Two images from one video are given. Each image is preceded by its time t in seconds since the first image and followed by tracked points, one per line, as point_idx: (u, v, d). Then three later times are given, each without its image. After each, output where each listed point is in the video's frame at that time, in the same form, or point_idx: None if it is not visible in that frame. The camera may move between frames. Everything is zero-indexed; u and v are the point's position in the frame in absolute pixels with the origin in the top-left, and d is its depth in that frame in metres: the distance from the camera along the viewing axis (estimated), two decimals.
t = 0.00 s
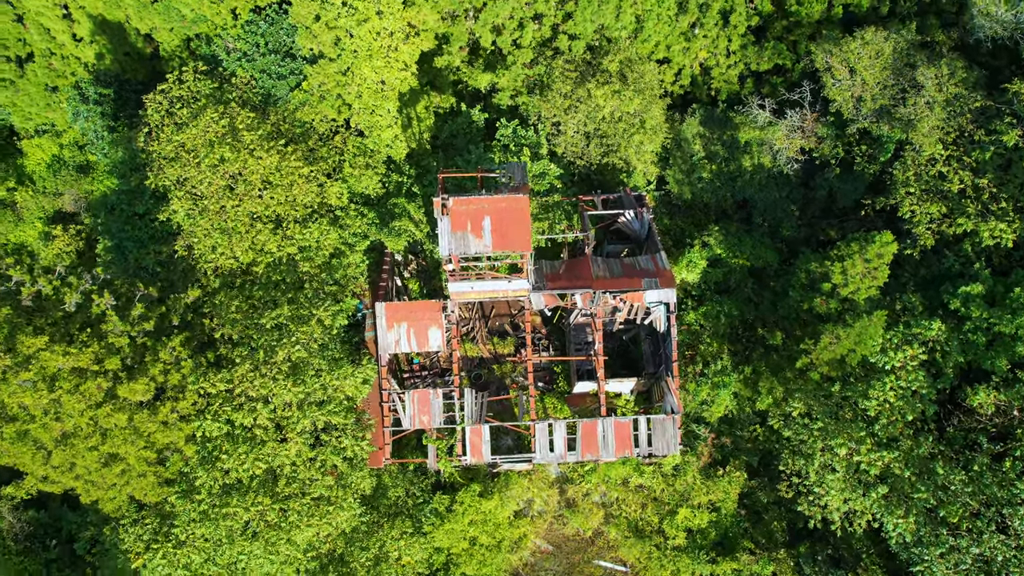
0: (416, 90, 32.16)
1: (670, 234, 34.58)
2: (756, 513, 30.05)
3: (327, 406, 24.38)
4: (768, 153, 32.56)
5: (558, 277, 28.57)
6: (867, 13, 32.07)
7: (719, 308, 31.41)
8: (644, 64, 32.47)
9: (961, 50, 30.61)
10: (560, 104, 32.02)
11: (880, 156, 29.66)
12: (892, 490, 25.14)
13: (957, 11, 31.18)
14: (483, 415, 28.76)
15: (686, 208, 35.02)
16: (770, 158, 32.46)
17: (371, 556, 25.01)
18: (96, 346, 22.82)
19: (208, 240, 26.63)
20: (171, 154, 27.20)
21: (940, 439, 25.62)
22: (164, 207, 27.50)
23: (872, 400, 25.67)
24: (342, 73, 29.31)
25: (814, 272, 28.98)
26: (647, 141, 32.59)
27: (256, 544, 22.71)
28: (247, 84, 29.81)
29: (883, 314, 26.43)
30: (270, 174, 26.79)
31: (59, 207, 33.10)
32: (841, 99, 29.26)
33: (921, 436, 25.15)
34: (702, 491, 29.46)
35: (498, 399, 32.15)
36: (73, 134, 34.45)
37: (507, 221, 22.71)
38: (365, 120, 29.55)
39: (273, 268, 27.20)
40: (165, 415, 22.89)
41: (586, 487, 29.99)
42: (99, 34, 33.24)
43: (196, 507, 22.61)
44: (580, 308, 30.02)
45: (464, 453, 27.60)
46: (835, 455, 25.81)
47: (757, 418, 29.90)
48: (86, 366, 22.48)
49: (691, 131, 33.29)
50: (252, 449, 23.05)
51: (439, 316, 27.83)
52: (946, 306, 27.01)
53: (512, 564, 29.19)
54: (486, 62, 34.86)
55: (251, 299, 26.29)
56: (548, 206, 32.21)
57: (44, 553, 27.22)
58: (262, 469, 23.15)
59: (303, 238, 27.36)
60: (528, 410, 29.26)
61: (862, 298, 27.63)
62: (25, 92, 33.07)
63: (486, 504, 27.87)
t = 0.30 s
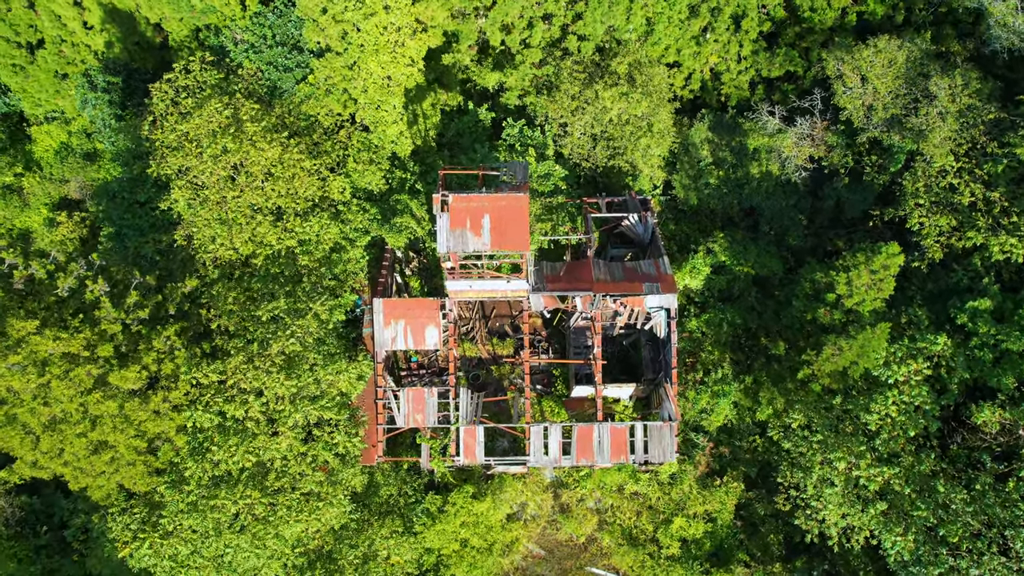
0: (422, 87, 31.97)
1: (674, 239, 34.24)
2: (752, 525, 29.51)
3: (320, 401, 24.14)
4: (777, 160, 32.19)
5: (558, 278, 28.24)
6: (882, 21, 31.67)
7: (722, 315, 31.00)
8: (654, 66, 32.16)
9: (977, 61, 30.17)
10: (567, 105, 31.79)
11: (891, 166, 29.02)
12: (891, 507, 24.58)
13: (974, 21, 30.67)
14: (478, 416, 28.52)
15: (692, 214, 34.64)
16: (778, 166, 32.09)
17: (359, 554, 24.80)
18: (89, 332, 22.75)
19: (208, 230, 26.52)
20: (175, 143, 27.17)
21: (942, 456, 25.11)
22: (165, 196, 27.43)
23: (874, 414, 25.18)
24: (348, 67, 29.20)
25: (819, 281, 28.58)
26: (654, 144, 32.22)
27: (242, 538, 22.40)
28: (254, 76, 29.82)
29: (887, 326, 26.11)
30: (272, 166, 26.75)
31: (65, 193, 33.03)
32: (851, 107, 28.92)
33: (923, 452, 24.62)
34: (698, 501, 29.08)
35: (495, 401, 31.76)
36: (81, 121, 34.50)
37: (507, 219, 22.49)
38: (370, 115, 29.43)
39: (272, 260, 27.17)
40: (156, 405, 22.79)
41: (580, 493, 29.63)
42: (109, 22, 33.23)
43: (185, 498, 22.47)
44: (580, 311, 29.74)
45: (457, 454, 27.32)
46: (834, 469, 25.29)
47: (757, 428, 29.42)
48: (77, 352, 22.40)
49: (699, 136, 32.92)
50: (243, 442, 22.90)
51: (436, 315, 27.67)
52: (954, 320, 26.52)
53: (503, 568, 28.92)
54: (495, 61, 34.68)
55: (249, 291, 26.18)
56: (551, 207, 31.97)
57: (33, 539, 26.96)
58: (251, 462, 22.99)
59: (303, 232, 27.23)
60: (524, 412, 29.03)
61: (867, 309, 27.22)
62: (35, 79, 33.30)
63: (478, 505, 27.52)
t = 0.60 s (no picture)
0: (429, 84, 31.79)
1: (678, 245, 33.88)
2: (749, 538, 28.99)
3: (313, 395, 23.92)
4: (785, 168, 31.64)
5: (558, 280, 27.94)
6: (896, 30, 31.24)
7: (724, 323, 30.59)
8: (663, 70, 31.82)
9: (992, 73, 29.71)
10: (575, 106, 31.53)
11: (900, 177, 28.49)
12: (890, 524, 24.02)
13: (990, 32, 30.22)
14: (473, 416, 28.23)
15: (697, 220, 34.29)
16: (786, 174, 31.68)
17: (348, 552, 24.52)
18: (81, 318, 22.70)
19: (208, 221, 26.49)
20: (178, 133, 27.12)
21: (945, 474, 24.72)
22: (167, 185, 27.39)
23: (875, 429, 24.74)
24: (355, 62, 29.01)
25: (824, 292, 28.13)
26: (660, 148, 31.88)
27: (229, 531, 22.26)
28: (260, 68, 29.79)
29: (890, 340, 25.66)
30: (275, 158, 26.70)
31: (72, 181, 33.05)
32: (862, 116, 28.31)
33: (925, 469, 24.14)
34: (693, 511, 28.59)
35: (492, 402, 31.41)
36: (90, 110, 34.55)
37: (506, 218, 22.24)
38: (375, 111, 29.32)
39: (272, 253, 27.11)
40: (148, 394, 22.64)
41: (575, 498, 29.29)
42: (119, 11, 33.24)
43: (174, 488, 22.32)
44: (580, 315, 29.43)
45: (450, 454, 27.03)
46: (832, 483, 24.87)
47: (757, 439, 28.83)
48: (69, 338, 22.33)
49: (707, 142, 32.56)
50: (234, 434, 22.73)
51: (434, 313, 27.39)
52: (960, 336, 26.03)
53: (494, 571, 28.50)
54: (503, 60, 34.49)
55: (247, 283, 26.07)
56: (555, 209, 31.66)
57: (25, 525, 26.79)
58: (242, 455, 22.84)
59: (303, 225, 27.09)
60: (520, 414, 28.69)
61: (872, 322, 26.76)
62: (46, 66, 33.19)
63: (471, 508, 27.22)
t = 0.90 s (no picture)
0: (436, 81, 31.60)
1: (683, 251, 33.52)
2: (744, 549, 28.48)
3: (306, 390, 23.72)
4: (792, 176, 31.33)
5: (559, 283, 27.65)
6: (911, 39, 30.79)
7: (726, 331, 30.21)
8: (672, 73, 31.49)
9: (1008, 85, 29.19)
10: (582, 108, 31.26)
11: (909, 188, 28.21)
12: (888, 541, 23.55)
13: (1007, 43, 29.72)
14: (468, 416, 27.96)
15: (702, 226, 33.94)
16: (794, 182, 31.31)
17: (336, 549, 24.29)
18: (75, 304, 22.73)
19: (208, 212, 26.44)
20: (182, 123, 27.10)
21: (946, 492, 24.14)
22: (169, 174, 27.37)
23: (876, 443, 24.26)
24: (362, 56, 29.02)
25: (828, 302, 27.73)
26: (667, 153, 31.54)
27: (217, 524, 22.14)
28: (267, 60, 29.76)
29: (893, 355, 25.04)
30: (278, 150, 26.62)
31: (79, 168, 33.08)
32: (872, 125, 28.02)
33: (925, 487, 23.65)
34: (689, 520, 28.05)
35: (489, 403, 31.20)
36: (100, 98, 34.40)
37: (506, 217, 21.99)
38: (381, 106, 29.19)
39: (271, 245, 26.97)
40: (140, 382, 22.59)
41: (569, 503, 28.91)
42: None
43: (163, 479, 22.20)
44: (580, 318, 29.11)
45: (444, 454, 26.78)
46: (830, 497, 24.39)
47: (756, 450, 28.30)
48: (62, 324, 22.36)
49: (715, 147, 32.19)
50: (225, 426, 22.58)
51: (432, 311, 27.12)
52: (967, 351, 25.55)
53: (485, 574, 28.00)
54: (512, 60, 34.30)
55: (246, 275, 25.96)
56: (559, 210, 31.32)
57: (16, 509, 26.53)
58: (232, 448, 22.70)
59: (303, 219, 26.95)
60: (515, 416, 28.32)
61: (876, 335, 26.31)
62: (57, 52, 33.13)
63: (463, 509, 26.85)
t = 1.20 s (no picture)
0: (443, 78, 31.39)
1: (687, 257, 33.19)
2: (739, 562, 27.87)
3: (299, 384, 23.62)
4: (800, 185, 30.91)
5: (559, 285, 27.36)
6: (926, 49, 30.30)
7: (728, 340, 29.80)
8: (681, 77, 31.14)
9: None
10: (589, 110, 30.95)
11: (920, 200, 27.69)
12: (886, 559, 23.01)
13: None
14: (463, 417, 27.68)
15: (707, 232, 33.57)
16: (802, 191, 30.87)
17: (325, 546, 24.08)
18: (69, 290, 22.69)
19: (209, 202, 26.38)
20: (186, 113, 27.07)
21: (947, 511, 23.55)
22: (171, 164, 27.34)
23: (875, 458, 23.79)
24: (369, 52, 28.80)
25: (832, 313, 27.29)
26: (674, 157, 31.17)
27: (204, 516, 21.99)
28: (274, 53, 29.70)
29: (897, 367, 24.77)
30: (280, 143, 26.50)
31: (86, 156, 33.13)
32: (883, 134, 27.52)
33: (926, 505, 23.13)
34: (683, 530, 27.71)
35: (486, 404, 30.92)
36: (110, 88, 34.57)
37: (505, 215, 21.72)
38: (387, 102, 29.01)
39: (271, 238, 26.81)
40: (133, 371, 22.50)
41: (563, 508, 28.62)
42: None
43: (153, 468, 22.09)
44: (580, 321, 28.76)
45: (437, 454, 26.50)
46: (828, 512, 23.90)
47: (754, 461, 27.80)
48: (55, 309, 22.30)
49: (723, 154, 31.81)
50: (217, 418, 22.45)
51: (430, 309, 26.91)
52: (973, 368, 25.05)
53: None
54: (521, 60, 34.08)
55: (245, 268, 25.85)
56: (563, 212, 30.99)
57: (9, 494, 26.09)
58: (223, 440, 22.57)
59: (304, 212, 26.83)
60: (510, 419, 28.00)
61: (880, 348, 25.88)
62: (68, 40, 33.25)
63: (455, 511, 26.54)
